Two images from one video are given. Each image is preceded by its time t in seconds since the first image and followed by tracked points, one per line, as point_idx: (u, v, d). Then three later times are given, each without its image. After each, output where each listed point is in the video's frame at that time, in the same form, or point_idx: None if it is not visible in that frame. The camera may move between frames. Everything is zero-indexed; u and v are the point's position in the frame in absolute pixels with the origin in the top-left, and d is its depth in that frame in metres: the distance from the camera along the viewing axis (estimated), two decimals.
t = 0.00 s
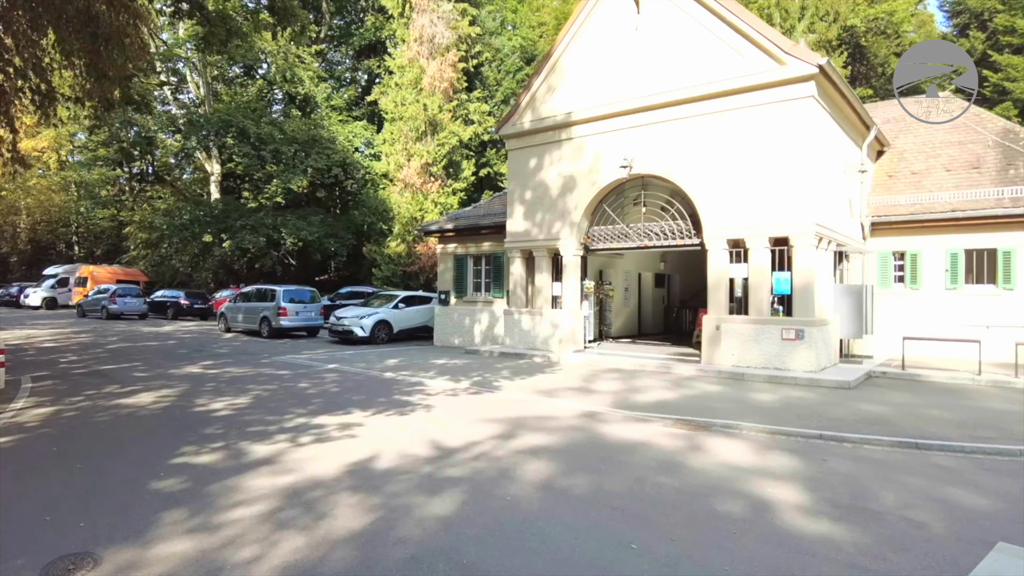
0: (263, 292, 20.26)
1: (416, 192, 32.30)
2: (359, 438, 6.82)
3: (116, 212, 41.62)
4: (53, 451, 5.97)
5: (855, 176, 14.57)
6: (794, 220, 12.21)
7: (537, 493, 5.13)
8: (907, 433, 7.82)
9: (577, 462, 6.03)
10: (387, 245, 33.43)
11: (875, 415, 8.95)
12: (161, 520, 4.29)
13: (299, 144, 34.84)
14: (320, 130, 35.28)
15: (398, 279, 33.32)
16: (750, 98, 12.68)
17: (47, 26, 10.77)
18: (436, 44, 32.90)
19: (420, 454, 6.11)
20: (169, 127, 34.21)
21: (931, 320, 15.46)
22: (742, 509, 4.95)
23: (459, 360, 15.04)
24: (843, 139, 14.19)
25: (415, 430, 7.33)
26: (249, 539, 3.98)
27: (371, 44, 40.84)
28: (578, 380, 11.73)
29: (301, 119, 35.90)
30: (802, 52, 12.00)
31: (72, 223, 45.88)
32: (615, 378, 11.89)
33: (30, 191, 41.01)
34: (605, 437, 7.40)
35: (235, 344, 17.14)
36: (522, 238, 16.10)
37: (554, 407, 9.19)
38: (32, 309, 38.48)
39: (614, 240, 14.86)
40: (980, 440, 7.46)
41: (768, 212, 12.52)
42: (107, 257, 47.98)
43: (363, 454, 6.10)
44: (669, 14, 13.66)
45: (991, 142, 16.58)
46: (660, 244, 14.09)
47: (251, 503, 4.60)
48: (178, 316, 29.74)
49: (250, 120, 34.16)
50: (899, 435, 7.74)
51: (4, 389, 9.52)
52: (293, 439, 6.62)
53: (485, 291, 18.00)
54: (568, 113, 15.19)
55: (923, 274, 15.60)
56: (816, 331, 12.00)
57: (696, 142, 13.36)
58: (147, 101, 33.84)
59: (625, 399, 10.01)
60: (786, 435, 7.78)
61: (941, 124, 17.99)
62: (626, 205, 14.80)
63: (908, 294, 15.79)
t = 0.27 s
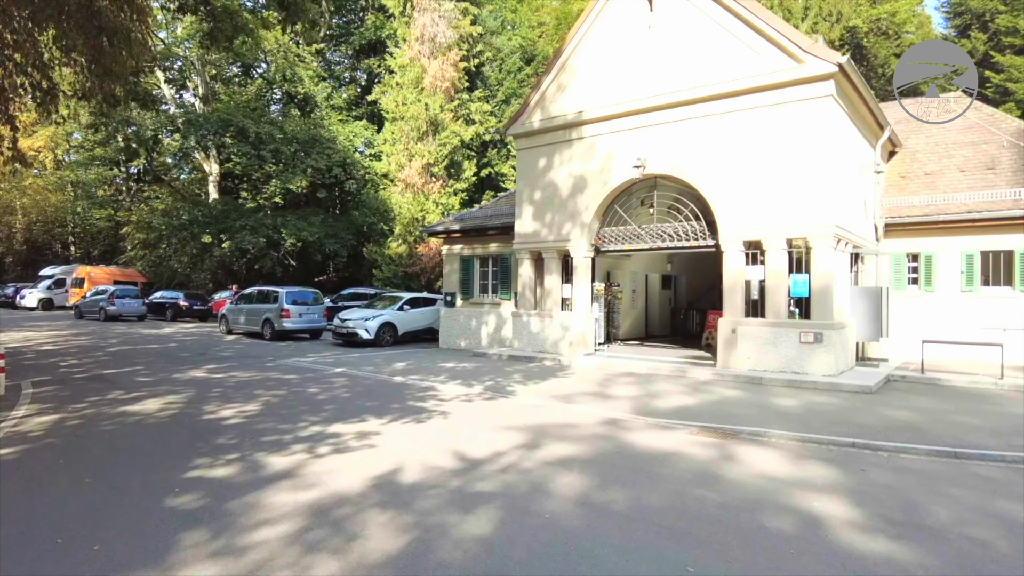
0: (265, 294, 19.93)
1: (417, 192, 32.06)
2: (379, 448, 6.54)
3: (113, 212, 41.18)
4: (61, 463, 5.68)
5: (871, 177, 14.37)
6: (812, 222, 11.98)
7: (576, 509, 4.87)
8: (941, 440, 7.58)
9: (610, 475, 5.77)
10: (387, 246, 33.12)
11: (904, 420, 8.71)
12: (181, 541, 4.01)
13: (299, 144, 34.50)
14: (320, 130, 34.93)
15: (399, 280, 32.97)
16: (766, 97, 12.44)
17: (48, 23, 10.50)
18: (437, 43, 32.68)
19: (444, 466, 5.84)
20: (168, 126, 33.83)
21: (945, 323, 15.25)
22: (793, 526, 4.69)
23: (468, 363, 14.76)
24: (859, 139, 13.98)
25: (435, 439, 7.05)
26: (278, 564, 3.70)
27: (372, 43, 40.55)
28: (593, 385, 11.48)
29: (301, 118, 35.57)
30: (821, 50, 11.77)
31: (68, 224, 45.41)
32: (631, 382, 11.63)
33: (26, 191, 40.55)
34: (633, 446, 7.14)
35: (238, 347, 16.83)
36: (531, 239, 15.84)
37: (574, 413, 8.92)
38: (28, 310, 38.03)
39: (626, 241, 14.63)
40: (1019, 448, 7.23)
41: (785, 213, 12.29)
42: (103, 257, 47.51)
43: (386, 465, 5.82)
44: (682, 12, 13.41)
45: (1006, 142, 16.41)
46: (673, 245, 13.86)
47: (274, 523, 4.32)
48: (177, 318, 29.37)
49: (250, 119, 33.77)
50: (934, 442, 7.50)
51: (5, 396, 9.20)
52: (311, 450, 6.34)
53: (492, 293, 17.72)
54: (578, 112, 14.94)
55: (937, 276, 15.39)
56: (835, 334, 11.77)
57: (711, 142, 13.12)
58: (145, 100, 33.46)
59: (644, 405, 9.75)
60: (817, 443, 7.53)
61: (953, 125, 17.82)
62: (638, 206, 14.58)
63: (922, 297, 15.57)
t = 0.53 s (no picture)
0: (264, 294, 19.61)
1: (415, 190, 31.81)
2: (393, 454, 6.27)
3: (106, 211, 40.65)
4: (60, 472, 5.39)
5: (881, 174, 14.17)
6: (824, 219, 11.78)
7: (608, 520, 4.61)
8: (969, 442, 7.36)
9: (638, 483, 5.52)
10: (385, 245, 32.77)
11: (926, 422, 8.49)
12: (194, 559, 3.74)
13: (295, 142, 34.11)
14: (316, 128, 34.51)
15: (396, 280, 32.59)
16: (777, 92, 12.22)
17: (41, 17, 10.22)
18: (434, 40, 32.39)
19: (464, 473, 5.58)
20: (162, 124, 33.38)
21: (955, 322, 15.09)
22: (838, 536, 4.46)
23: (473, 363, 14.50)
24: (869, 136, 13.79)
25: (450, 444, 6.79)
26: None
27: (368, 41, 40.19)
28: (603, 387, 11.24)
29: (297, 116, 35.17)
30: (833, 45, 11.55)
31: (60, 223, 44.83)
32: (642, 384, 11.40)
33: (17, 190, 39.99)
34: (655, 450, 6.89)
35: (237, 348, 16.52)
36: (536, 238, 15.59)
37: (587, 416, 8.68)
38: (19, 310, 37.50)
39: (632, 239, 14.41)
40: None
41: (797, 211, 12.09)
42: (96, 257, 46.96)
43: (403, 473, 5.55)
44: (691, 6, 13.17)
45: (1014, 139, 16.32)
46: (682, 243, 13.65)
47: (293, 537, 4.06)
48: (173, 318, 28.97)
49: (246, 118, 33.29)
50: (963, 445, 7.29)
51: None
52: (322, 456, 6.07)
53: (494, 292, 17.47)
54: (584, 108, 14.70)
55: (946, 274, 15.23)
56: (848, 334, 11.58)
57: (720, 138, 12.90)
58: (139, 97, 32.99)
59: (658, 406, 9.52)
60: (843, 446, 7.30)
61: (959, 122, 17.71)
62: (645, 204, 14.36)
63: (931, 296, 15.41)
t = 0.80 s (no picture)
0: (261, 295, 19.28)
1: (412, 190, 31.53)
2: (409, 466, 6.01)
3: (97, 211, 40.08)
4: (60, 489, 5.09)
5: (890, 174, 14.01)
6: (836, 220, 11.60)
7: (643, 539, 4.38)
8: (997, 449, 7.18)
9: (668, 496, 5.30)
10: (382, 245, 32.41)
11: (947, 427, 8.31)
12: None
13: (290, 141, 33.66)
14: (312, 127, 34.02)
15: (393, 281, 32.20)
16: (787, 91, 12.04)
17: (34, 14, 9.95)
18: (431, 38, 32.04)
19: (486, 487, 5.33)
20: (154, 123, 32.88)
21: (963, 323, 14.96)
22: (887, 555, 4.23)
23: (477, 366, 14.24)
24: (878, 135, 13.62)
25: (466, 454, 6.53)
26: None
27: (363, 39, 39.79)
28: (613, 391, 11.02)
29: (291, 115, 34.74)
30: (845, 43, 11.37)
31: (50, 223, 44.17)
32: (652, 388, 11.17)
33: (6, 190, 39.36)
34: (678, 459, 6.68)
35: (234, 351, 16.19)
36: (540, 238, 15.35)
37: (602, 422, 8.44)
38: (9, 312, 36.88)
39: (639, 240, 14.20)
40: None
41: (808, 211, 11.90)
42: (87, 258, 46.33)
43: (422, 488, 5.30)
44: (699, 4, 12.96)
45: (1020, 139, 16.29)
46: (689, 244, 13.45)
47: (314, 561, 3.79)
48: (167, 320, 28.53)
49: (240, 116, 32.85)
50: (991, 452, 7.09)
51: None
52: (335, 468, 5.80)
53: (497, 293, 17.22)
54: (589, 107, 14.48)
55: (954, 275, 15.09)
56: (861, 336, 11.39)
57: (729, 138, 12.70)
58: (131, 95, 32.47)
59: (673, 412, 9.29)
60: (868, 453, 7.10)
61: (964, 122, 17.68)
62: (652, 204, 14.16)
63: (939, 297, 15.27)
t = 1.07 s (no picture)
0: (257, 293, 18.92)
1: (407, 188, 31.18)
2: (427, 468, 5.73)
3: (86, 209, 39.41)
4: (61, 494, 4.79)
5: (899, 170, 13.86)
6: (849, 215, 11.43)
7: (687, 544, 4.14)
8: None
9: (703, 499, 5.06)
10: (376, 244, 32.00)
11: (970, 426, 8.13)
12: None
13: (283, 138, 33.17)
14: (305, 124, 33.48)
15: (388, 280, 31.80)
16: (798, 85, 11.85)
17: None
18: (426, 34, 31.65)
19: (513, 491, 5.05)
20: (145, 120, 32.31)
21: (970, 321, 14.85)
22: (944, 562, 4.00)
23: (480, 365, 13.96)
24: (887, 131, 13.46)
25: (486, 457, 6.26)
26: None
27: (357, 36, 39.36)
28: (623, 391, 10.78)
29: (285, 112, 34.25)
30: (859, 36, 11.18)
31: (38, 221, 43.43)
32: (663, 388, 10.94)
33: None
34: (704, 460, 6.44)
35: (231, 350, 15.80)
36: (543, 235, 15.11)
37: (618, 423, 8.19)
38: None
39: (645, 237, 14.01)
40: None
41: (819, 207, 11.73)
42: (76, 257, 45.65)
43: (445, 492, 5.02)
44: None
45: None
46: (697, 241, 13.27)
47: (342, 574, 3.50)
48: (158, 319, 28.03)
49: (233, 112, 32.30)
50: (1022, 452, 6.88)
51: None
52: (350, 472, 5.51)
53: (498, 292, 16.95)
54: (594, 101, 14.26)
55: (961, 272, 14.97)
56: (873, 334, 11.22)
57: (738, 132, 12.51)
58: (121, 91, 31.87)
59: (689, 412, 9.05)
60: (897, 453, 6.89)
61: (969, 119, 17.66)
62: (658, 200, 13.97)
63: (946, 295, 15.15)
